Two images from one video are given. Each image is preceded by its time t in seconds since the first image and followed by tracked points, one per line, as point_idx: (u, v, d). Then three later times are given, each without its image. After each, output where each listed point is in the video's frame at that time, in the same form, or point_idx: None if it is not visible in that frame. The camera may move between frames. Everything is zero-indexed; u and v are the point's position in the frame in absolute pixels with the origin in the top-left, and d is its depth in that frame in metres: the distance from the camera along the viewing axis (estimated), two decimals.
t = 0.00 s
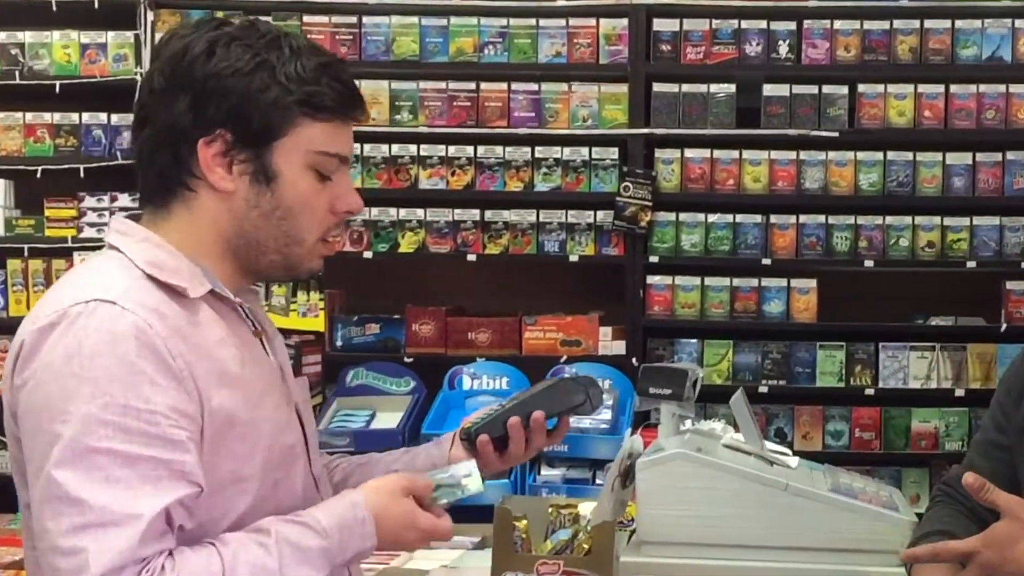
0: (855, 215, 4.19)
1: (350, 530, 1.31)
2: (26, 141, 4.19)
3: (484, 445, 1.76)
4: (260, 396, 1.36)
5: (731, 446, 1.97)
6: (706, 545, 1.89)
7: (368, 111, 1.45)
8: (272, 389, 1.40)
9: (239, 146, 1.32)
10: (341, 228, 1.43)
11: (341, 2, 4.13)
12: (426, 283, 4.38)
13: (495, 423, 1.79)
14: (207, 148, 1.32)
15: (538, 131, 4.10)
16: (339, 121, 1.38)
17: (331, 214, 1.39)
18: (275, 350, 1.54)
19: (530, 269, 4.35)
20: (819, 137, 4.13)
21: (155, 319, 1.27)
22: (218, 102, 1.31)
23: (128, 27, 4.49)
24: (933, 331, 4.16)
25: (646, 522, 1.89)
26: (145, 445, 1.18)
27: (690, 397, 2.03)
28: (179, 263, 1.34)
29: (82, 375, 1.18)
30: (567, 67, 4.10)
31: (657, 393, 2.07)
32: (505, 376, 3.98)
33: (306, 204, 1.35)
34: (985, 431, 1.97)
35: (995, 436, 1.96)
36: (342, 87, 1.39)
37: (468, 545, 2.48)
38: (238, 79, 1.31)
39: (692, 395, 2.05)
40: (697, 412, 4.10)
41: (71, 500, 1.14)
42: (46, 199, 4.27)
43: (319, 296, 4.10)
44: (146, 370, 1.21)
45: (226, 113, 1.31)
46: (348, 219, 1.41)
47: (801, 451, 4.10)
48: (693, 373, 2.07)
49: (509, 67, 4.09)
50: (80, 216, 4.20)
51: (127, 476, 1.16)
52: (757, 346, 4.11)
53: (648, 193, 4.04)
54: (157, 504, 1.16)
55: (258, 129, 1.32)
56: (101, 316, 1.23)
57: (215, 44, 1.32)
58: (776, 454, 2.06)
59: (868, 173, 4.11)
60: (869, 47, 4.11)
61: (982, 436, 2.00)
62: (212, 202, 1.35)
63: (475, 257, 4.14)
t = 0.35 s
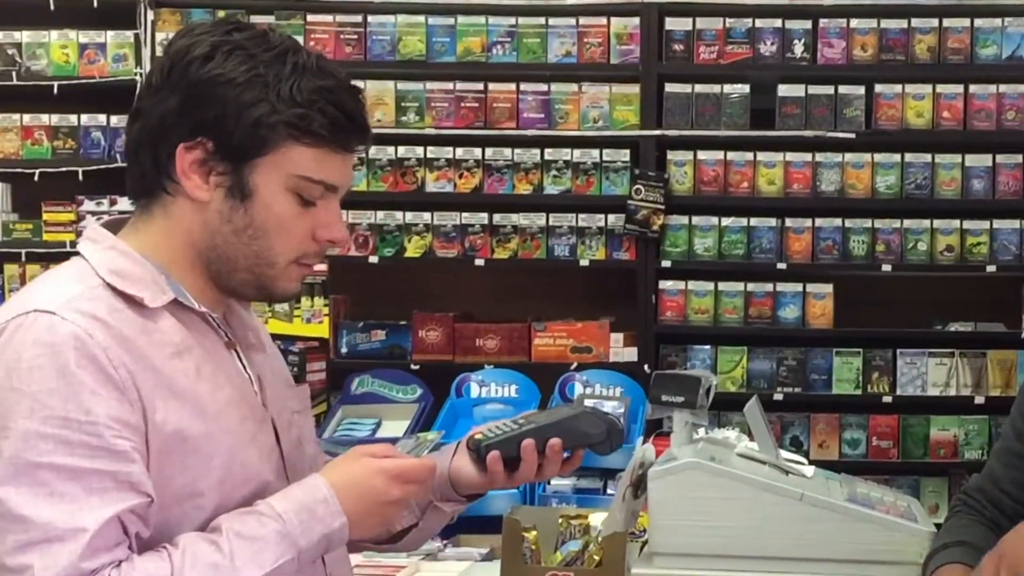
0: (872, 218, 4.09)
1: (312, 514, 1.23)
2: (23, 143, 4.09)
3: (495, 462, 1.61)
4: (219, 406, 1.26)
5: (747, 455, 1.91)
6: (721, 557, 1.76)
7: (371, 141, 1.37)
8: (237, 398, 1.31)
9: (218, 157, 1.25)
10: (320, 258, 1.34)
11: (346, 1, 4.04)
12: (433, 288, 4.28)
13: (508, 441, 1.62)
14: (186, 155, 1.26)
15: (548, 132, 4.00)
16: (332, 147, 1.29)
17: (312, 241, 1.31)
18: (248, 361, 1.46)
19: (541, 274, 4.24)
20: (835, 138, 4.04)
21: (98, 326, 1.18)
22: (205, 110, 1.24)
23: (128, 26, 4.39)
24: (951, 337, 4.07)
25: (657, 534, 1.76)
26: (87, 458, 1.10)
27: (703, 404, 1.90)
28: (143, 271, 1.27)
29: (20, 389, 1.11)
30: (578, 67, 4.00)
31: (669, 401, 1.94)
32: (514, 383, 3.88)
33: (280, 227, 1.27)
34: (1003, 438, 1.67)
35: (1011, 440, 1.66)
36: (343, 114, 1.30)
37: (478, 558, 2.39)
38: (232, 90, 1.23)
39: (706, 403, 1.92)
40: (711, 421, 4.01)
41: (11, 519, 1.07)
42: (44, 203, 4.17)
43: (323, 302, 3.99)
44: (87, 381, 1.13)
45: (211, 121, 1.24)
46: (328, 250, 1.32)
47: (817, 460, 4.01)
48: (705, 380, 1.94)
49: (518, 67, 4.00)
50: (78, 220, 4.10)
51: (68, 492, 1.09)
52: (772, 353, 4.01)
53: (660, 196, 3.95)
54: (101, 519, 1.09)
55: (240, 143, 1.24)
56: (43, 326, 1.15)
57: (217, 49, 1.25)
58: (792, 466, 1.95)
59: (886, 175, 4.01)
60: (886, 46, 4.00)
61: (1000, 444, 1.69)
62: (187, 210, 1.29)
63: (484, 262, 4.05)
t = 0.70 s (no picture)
0: (891, 222, 4.00)
1: (314, 538, 1.25)
2: (21, 145, 3.99)
3: (491, 479, 1.65)
4: (218, 419, 1.28)
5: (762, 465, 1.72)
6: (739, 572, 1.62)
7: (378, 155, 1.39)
8: (235, 409, 1.32)
9: (221, 161, 1.27)
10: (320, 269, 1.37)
11: None
12: (441, 293, 4.17)
13: (508, 457, 1.67)
14: (189, 158, 1.28)
15: (559, 134, 3.91)
16: (339, 160, 1.32)
17: (311, 253, 1.34)
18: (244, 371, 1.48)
19: (553, 280, 4.14)
20: (853, 140, 3.94)
21: (94, 336, 1.19)
22: (212, 111, 1.26)
23: (129, 25, 4.29)
24: (971, 344, 3.97)
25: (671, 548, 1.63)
26: (84, 473, 1.11)
27: (718, 414, 1.78)
28: (140, 278, 1.29)
29: (16, 403, 1.11)
30: (589, 66, 3.91)
31: (683, 409, 1.82)
32: (525, 391, 3.80)
33: (280, 236, 1.30)
34: None
35: None
36: (352, 127, 1.33)
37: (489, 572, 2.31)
38: (241, 94, 1.25)
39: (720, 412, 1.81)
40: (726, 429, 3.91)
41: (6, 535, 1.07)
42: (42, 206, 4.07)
43: (329, 307, 3.89)
44: (84, 393, 1.14)
45: (217, 125, 1.26)
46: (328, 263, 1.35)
47: (835, 470, 3.91)
48: (721, 389, 1.81)
49: (528, 67, 3.91)
50: (77, 224, 4.00)
51: (64, 507, 1.09)
52: (788, 360, 3.92)
53: (674, 199, 3.85)
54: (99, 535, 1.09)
55: (246, 148, 1.26)
56: (39, 339, 1.16)
57: (228, 51, 1.27)
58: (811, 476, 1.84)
59: (904, 178, 3.92)
60: (906, 46, 3.91)
61: None
62: (186, 213, 1.31)
63: (493, 266, 3.95)
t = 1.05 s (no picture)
0: (910, 226, 3.90)
1: (323, 563, 1.21)
2: (19, 147, 3.90)
3: (509, 491, 1.57)
4: (228, 430, 1.24)
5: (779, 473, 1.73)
6: None
7: (388, 160, 1.39)
8: (245, 419, 1.29)
9: (233, 162, 1.27)
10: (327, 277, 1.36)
11: None
12: (450, 299, 4.08)
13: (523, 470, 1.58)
14: (198, 158, 1.27)
15: (570, 136, 3.81)
16: (350, 167, 1.32)
17: (319, 259, 1.33)
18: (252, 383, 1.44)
19: (565, 286, 4.05)
20: (871, 142, 3.84)
21: (103, 344, 1.16)
22: (225, 111, 1.25)
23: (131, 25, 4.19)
24: (994, 351, 3.87)
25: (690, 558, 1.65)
26: (90, 486, 1.07)
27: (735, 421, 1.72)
28: (145, 284, 1.26)
29: (20, 413, 1.08)
30: (601, 67, 3.81)
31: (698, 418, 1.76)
32: (533, 399, 3.71)
33: (289, 241, 1.29)
34: None
35: None
36: (365, 130, 1.33)
37: None
38: (254, 94, 1.25)
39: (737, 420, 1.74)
40: (740, 438, 3.82)
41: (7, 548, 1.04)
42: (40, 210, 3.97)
43: (334, 314, 3.80)
44: (92, 403, 1.11)
45: (228, 126, 1.26)
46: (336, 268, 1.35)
47: (852, 481, 3.82)
48: (735, 398, 1.74)
49: (538, 67, 3.81)
50: (77, 228, 3.91)
51: (70, 519, 1.06)
52: (805, 367, 3.83)
53: (688, 203, 3.76)
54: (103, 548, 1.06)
55: (259, 150, 1.26)
56: (46, 346, 1.13)
57: (243, 52, 1.27)
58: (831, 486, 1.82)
59: (924, 182, 3.82)
60: (925, 46, 3.81)
61: None
62: (194, 216, 1.29)
63: (502, 272, 3.85)
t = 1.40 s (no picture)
0: (930, 230, 3.80)
1: None
2: (16, 149, 3.81)
3: (513, 504, 1.57)
4: (233, 439, 1.24)
5: (794, 484, 1.67)
6: None
7: (400, 169, 1.38)
8: (252, 428, 1.29)
9: (240, 167, 1.25)
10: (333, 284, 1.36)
11: None
12: (458, 304, 3.99)
13: (525, 480, 1.58)
14: (205, 160, 1.25)
15: (581, 138, 3.72)
16: (361, 174, 1.30)
17: (324, 267, 1.32)
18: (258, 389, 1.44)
19: (576, 291, 3.95)
20: (890, 143, 3.74)
21: (107, 352, 1.16)
22: (234, 113, 1.24)
23: (131, 24, 4.10)
24: (1016, 357, 3.76)
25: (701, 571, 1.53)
26: (91, 498, 1.07)
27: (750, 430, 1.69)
28: (149, 289, 1.26)
29: (21, 424, 1.08)
30: (613, 66, 3.72)
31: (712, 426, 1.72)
32: (544, 407, 3.62)
33: (297, 247, 1.28)
34: None
35: None
36: (376, 136, 1.32)
37: None
38: (264, 96, 1.24)
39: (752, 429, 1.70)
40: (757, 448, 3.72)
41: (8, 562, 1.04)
42: (38, 214, 3.88)
43: (340, 320, 3.71)
44: (95, 413, 1.10)
45: (237, 129, 1.24)
46: (341, 276, 1.34)
47: (871, 491, 3.72)
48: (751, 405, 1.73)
49: (549, 66, 3.72)
50: (75, 232, 3.82)
51: (71, 533, 1.05)
52: (822, 375, 3.73)
53: (703, 206, 3.66)
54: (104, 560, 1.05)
55: (267, 154, 1.25)
56: (48, 355, 1.13)
57: (254, 52, 1.25)
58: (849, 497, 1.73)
59: (944, 184, 3.72)
60: (946, 45, 3.71)
61: None
62: (198, 219, 1.28)
63: (512, 277, 3.76)
